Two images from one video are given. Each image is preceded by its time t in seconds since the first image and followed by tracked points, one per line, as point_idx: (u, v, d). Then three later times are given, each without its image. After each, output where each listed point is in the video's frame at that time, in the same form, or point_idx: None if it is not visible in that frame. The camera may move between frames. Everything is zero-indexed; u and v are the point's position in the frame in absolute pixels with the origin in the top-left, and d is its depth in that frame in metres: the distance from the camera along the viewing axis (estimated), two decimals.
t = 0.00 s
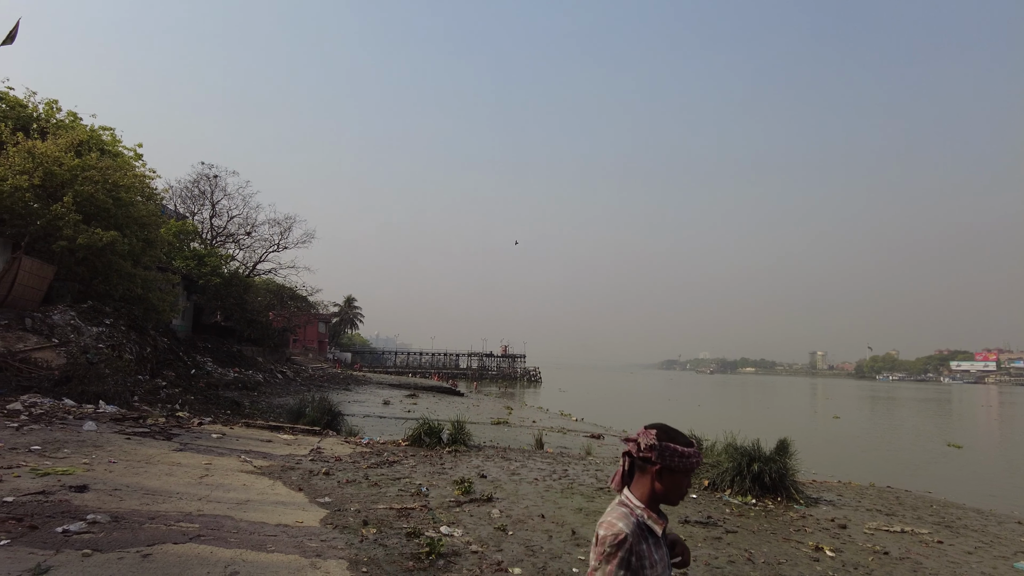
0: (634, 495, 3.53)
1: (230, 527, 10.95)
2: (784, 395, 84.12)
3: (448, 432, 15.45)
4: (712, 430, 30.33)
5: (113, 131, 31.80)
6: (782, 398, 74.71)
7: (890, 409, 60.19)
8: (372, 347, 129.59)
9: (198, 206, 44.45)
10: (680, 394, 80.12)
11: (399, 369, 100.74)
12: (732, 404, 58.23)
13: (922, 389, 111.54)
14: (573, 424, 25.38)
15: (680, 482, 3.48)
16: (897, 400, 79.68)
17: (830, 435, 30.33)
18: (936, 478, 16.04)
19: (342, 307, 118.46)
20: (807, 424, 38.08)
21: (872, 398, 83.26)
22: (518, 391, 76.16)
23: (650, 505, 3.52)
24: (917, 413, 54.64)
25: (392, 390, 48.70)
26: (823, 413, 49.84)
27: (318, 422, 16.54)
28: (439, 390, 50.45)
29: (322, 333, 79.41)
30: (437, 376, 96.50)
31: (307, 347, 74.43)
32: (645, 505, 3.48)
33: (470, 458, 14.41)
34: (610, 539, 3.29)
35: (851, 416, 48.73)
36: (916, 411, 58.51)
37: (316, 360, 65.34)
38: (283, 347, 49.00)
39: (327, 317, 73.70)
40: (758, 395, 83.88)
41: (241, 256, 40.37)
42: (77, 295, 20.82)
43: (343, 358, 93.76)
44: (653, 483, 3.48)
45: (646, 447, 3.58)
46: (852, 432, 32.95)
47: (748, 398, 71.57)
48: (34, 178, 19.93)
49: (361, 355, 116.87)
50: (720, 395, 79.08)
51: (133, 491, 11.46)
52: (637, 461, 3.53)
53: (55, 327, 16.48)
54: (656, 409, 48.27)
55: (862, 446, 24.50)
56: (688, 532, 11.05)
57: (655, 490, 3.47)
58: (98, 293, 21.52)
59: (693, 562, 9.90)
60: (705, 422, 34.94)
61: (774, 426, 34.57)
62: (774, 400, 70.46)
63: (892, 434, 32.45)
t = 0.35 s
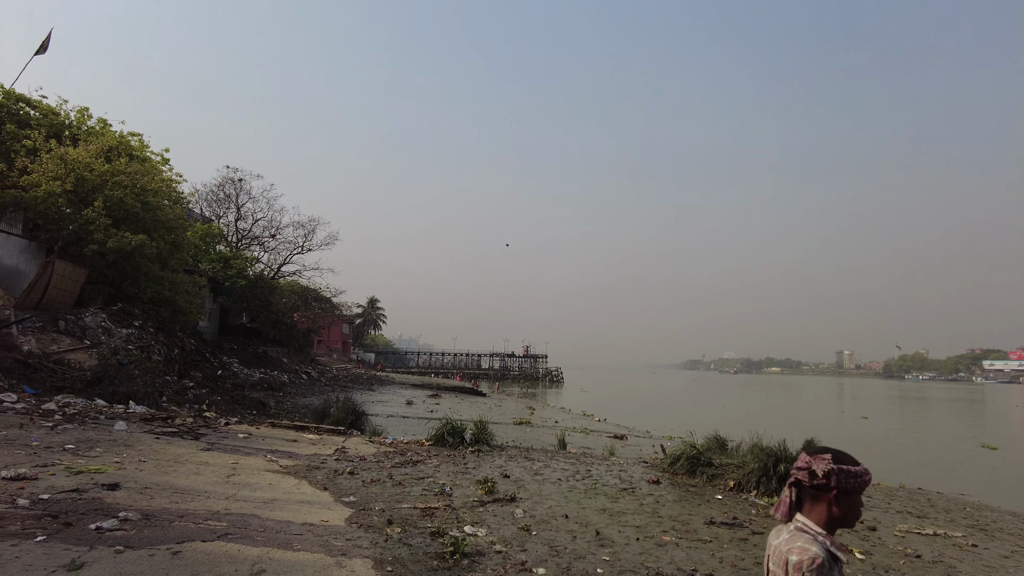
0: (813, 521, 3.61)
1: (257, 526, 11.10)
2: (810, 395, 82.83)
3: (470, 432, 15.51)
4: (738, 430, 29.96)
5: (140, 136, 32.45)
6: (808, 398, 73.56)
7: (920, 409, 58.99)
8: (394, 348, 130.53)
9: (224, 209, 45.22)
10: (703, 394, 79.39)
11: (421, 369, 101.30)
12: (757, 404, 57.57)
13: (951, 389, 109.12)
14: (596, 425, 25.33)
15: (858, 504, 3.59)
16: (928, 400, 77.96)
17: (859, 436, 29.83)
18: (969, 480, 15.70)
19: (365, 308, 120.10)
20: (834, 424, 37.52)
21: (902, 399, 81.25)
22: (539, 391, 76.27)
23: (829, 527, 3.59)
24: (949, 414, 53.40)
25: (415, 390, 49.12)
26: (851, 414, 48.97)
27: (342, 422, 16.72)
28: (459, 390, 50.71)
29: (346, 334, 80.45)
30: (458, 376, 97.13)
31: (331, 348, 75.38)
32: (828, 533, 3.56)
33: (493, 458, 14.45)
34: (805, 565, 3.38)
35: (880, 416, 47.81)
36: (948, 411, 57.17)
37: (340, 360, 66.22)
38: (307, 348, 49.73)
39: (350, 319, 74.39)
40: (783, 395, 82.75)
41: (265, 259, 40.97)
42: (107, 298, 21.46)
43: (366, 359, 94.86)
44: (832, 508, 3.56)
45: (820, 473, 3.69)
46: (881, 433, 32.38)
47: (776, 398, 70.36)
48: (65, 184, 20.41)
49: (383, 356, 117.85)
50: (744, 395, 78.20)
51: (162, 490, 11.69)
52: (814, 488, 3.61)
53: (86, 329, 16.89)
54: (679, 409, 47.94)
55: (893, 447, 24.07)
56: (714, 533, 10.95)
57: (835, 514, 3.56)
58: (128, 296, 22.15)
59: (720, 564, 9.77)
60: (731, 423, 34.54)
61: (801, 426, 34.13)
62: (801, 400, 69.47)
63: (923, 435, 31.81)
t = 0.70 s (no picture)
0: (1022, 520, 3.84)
1: (284, 525, 11.25)
2: (837, 396, 81.50)
3: (494, 433, 15.57)
4: (764, 431, 29.63)
5: (167, 140, 33.14)
6: (837, 399, 72.33)
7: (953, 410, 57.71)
8: (417, 348, 131.71)
9: (250, 212, 45.87)
10: (728, 394, 78.71)
11: (443, 370, 101.99)
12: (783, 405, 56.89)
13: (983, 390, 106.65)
14: (619, 426, 25.24)
15: None
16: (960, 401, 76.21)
17: (890, 437, 29.32)
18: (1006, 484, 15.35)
19: (389, 308, 121.57)
20: (863, 425, 36.94)
21: (934, 400, 79.16)
22: (563, 391, 76.30)
23: None
24: (983, 415, 52.14)
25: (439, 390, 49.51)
26: (881, 414, 48.06)
27: (367, 422, 16.88)
28: (481, 390, 50.95)
29: (370, 334, 81.36)
30: (480, 376, 97.67)
31: (356, 348, 76.41)
32: None
33: (517, 458, 14.49)
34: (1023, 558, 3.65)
35: (912, 417, 46.85)
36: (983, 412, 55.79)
37: (364, 360, 66.98)
38: (331, 348, 50.37)
39: (374, 319, 75.25)
40: (809, 395, 81.54)
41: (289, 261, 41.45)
42: (137, 300, 21.91)
43: (390, 359, 95.88)
44: None
45: None
46: (913, 434, 31.77)
47: (804, 399, 69.30)
48: (97, 189, 20.95)
49: (407, 356, 119.03)
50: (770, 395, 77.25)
51: (192, 488, 11.90)
52: None
53: (117, 331, 17.29)
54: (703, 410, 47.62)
55: (926, 449, 23.60)
56: (741, 535, 10.85)
57: None
58: (157, 297, 22.58)
59: (747, 566, 9.63)
60: (757, 424, 34.18)
61: (830, 427, 33.67)
62: (829, 400, 68.37)
63: (956, 437, 31.15)
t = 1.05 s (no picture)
0: None
1: (317, 522, 11.41)
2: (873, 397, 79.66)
3: (523, 432, 15.61)
4: (798, 433, 29.22)
5: (200, 145, 33.96)
6: (873, 400, 70.78)
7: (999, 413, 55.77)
8: (445, 348, 132.52)
9: (281, 215, 46.61)
10: (761, 395, 77.59)
11: (471, 370, 102.69)
12: (819, 406, 55.80)
13: None
14: (649, 426, 25.07)
15: None
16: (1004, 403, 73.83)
17: (932, 440, 28.53)
18: None
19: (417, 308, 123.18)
20: (903, 427, 36.07)
21: (977, 402, 76.78)
22: (592, 392, 76.37)
23: None
24: None
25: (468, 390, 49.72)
26: (920, 416, 47.06)
27: (397, 421, 17.04)
28: (509, 390, 51.10)
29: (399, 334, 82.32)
30: (508, 376, 98.05)
31: (386, 348, 77.47)
32: None
33: (546, 459, 14.50)
34: None
35: (955, 419, 45.50)
36: None
37: (393, 360, 67.79)
38: (361, 348, 51.06)
39: (403, 320, 76.00)
40: (844, 396, 80.04)
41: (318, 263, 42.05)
42: (172, 301, 22.42)
43: (419, 359, 96.85)
44: None
45: None
46: (956, 437, 30.90)
47: (839, 400, 68.07)
48: (134, 193, 21.54)
49: (435, 356, 119.83)
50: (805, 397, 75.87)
51: (227, 486, 12.14)
52: None
53: (154, 331, 17.73)
54: (736, 411, 46.96)
55: (971, 452, 22.91)
56: (776, 538, 10.71)
57: None
58: (191, 298, 23.08)
59: (783, 569, 9.51)
60: (792, 425, 33.69)
61: (868, 429, 32.96)
62: (866, 401, 66.94)
63: (1002, 440, 30.17)
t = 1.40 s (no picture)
0: None
1: (363, 520, 11.62)
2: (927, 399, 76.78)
3: (564, 433, 15.62)
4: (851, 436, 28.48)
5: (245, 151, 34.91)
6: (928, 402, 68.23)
7: None
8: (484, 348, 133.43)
9: (324, 218, 47.54)
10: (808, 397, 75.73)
11: (509, 370, 103.27)
12: (870, 408, 54.13)
13: None
14: (691, 428, 24.76)
15: None
16: None
17: (993, 445, 27.41)
18: None
19: (456, 309, 124.61)
20: (963, 431, 34.71)
21: None
22: (633, 393, 75.89)
23: None
24: None
25: (507, 390, 49.88)
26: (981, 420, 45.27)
27: (439, 420, 17.22)
28: (548, 390, 51.11)
29: (439, 334, 83.42)
30: (545, 376, 98.15)
31: (426, 348, 78.61)
32: None
33: (588, 460, 14.48)
34: None
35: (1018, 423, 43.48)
36: None
37: (433, 360, 68.63)
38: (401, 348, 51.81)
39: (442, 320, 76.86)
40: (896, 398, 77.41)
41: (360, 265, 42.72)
42: (219, 302, 23.08)
43: (459, 359, 97.82)
44: None
45: None
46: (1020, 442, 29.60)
47: (892, 402, 65.93)
48: (183, 198, 22.29)
49: (474, 356, 120.92)
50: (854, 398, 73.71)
51: (275, 483, 12.45)
52: None
53: (202, 332, 18.29)
54: (782, 413, 45.94)
55: None
56: (825, 543, 10.49)
57: None
58: (237, 300, 23.72)
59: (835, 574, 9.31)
60: (843, 428, 32.87)
61: (926, 433, 31.85)
62: (920, 404, 64.61)
63: None
